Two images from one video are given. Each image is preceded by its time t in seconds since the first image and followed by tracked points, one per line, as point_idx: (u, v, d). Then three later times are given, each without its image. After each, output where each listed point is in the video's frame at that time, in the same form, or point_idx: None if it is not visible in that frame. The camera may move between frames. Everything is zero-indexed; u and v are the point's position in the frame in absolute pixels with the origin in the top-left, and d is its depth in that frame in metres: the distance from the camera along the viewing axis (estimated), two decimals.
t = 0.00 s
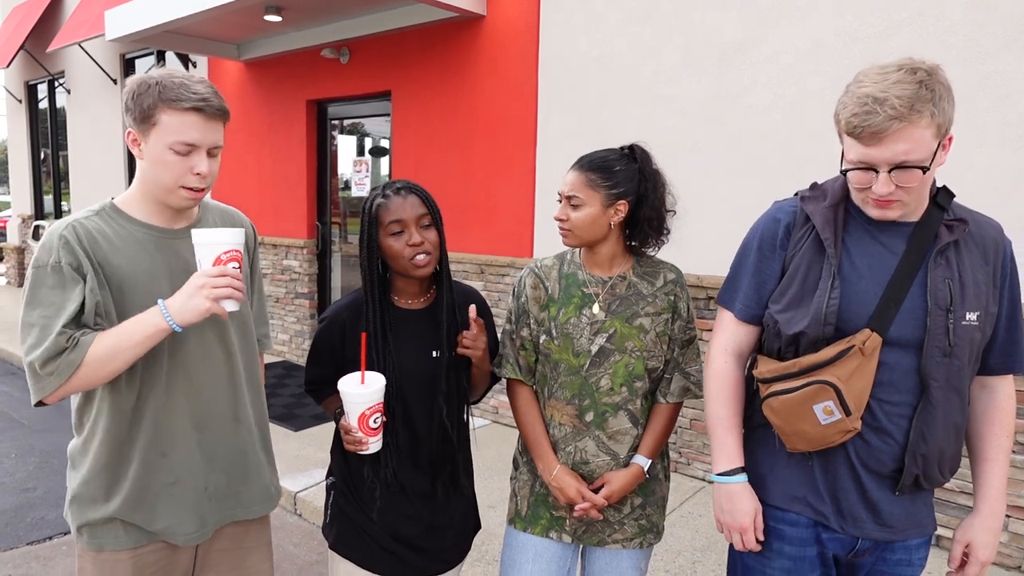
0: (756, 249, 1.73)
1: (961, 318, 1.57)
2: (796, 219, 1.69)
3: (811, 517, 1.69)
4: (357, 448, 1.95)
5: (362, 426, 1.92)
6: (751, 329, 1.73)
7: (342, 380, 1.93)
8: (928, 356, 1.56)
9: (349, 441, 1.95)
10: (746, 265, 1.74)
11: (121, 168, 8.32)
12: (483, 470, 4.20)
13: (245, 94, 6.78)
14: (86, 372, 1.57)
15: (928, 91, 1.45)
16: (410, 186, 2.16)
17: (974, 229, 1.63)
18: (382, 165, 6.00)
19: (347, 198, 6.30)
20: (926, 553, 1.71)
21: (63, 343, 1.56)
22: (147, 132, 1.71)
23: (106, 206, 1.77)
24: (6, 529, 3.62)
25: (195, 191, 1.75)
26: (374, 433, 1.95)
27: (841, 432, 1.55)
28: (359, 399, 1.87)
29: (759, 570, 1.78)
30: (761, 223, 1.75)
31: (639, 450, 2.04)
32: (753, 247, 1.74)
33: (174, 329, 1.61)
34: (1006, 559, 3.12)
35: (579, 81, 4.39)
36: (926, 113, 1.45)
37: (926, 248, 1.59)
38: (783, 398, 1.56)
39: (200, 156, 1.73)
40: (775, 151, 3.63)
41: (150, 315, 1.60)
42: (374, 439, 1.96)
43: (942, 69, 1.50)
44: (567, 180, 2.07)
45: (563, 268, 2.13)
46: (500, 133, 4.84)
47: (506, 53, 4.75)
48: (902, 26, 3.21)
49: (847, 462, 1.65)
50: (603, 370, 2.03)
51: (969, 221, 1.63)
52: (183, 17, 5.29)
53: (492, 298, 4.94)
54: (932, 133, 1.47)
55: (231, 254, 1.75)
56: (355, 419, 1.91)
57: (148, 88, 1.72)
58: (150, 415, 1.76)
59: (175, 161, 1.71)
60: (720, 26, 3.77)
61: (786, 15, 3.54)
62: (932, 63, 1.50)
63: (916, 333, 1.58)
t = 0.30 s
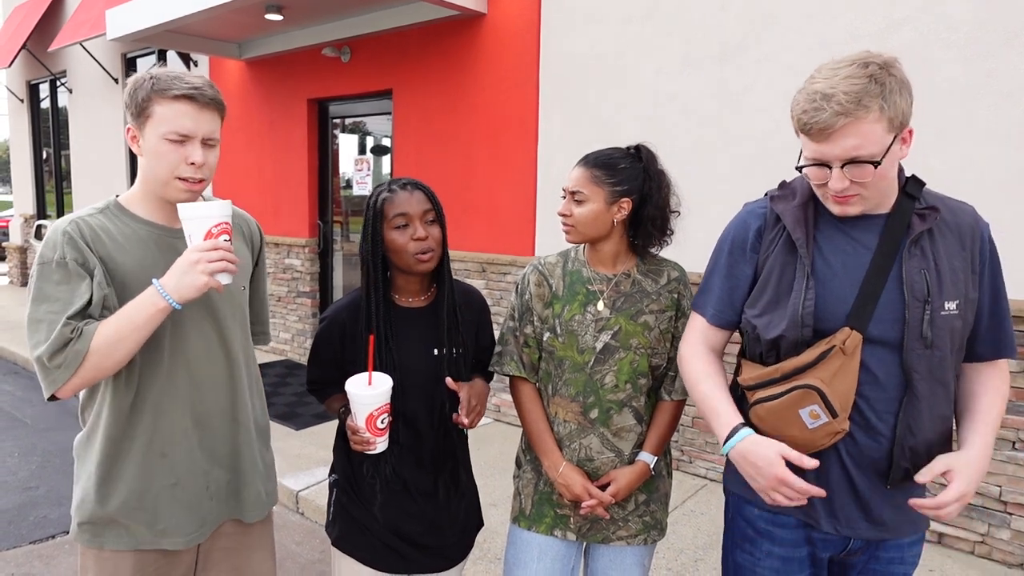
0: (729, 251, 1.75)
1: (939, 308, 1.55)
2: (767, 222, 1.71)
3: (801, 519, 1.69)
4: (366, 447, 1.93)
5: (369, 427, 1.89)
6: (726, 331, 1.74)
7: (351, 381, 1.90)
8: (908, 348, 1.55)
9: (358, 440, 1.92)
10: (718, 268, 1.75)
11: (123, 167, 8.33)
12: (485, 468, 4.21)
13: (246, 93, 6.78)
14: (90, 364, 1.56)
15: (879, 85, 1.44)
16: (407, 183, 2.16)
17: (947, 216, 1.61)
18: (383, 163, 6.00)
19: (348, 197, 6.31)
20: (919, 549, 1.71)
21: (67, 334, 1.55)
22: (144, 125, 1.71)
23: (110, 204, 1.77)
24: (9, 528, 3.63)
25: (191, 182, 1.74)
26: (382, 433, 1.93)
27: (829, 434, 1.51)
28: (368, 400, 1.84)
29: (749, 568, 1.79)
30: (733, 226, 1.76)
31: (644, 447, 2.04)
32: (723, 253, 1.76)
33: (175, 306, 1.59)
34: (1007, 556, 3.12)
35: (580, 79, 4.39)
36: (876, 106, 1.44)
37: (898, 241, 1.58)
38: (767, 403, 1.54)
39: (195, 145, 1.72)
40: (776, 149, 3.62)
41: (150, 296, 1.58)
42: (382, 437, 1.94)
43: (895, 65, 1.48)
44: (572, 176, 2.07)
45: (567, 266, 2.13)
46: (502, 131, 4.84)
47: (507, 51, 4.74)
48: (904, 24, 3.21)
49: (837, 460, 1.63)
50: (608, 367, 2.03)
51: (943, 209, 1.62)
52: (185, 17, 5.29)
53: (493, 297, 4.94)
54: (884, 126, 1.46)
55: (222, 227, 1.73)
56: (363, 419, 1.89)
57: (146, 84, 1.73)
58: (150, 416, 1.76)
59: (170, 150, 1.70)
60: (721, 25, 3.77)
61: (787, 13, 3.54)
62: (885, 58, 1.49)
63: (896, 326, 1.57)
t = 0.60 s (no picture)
0: (776, 240, 1.80)
1: (970, 300, 1.52)
2: (814, 214, 1.76)
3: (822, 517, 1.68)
4: (395, 415, 1.92)
5: (401, 393, 1.91)
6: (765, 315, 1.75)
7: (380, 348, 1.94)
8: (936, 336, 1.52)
9: (383, 411, 1.91)
10: (763, 255, 1.80)
11: (122, 170, 8.31)
12: (486, 472, 4.19)
13: (246, 95, 6.77)
14: (91, 335, 1.51)
15: (900, 68, 1.53)
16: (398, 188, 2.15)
17: (991, 216, 1.58)
18: (382, 166, 5.99)
19: (347, 200, 6.30)
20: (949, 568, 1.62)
21: (66, 307, 1.53)
22: (140, 130, 1.71)
23: (117, 206, 1.77)
24: (7, 532, 3.61)
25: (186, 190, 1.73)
26: (411, 399, 1.95)
27: (845, 415, 1.53)
28: (395, 364, 1.89)
29: (770, 568, 1.79)
30: (783, 220, 1.82)
31: (645, 454, 2.03)
32: (768, 243, 1.82)
33: (171, 267, 1.55)
34: (1011, 561, 3.10)
35: (581, 82, 4.38)
36: (884, 82, 1.53)
37: (936, 235, 1.56)
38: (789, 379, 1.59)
39: (187, 152, 1.71)
40: (778, 153, 3.61)
41: (145, 261, 1.54)
42: (410, 406, 1.95)
43: (935, 64, 1.54)
44: (566, 180, 2.07)
45: (568, 271, 2.11)
46: (502, 134, 4.84)
47: (508, 54, 4.74)
48: (907, 27, 3.20)
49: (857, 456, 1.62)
50: (606, 372, 2.02)
51: (988, 211, 1.58)
52: (185, 19, 5.29)
53: (494, 300, 4.92)
54: (891, 106, 1.52)
55: (212, 195, 1.64)
56: (396, 384, 1.90)
57: (145, 86, 1.71)
58: (158, 417, 1.74)
59: (163, 157, 1.69)
60: (723, 28, 3.76)
61: (790, 16, 3.53)
62: (931, 58, 1.55)
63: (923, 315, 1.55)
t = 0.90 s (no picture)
0: (786, 236, 1.80)
1: (977, 306, 1.52)
2: (825, 211, 1.76)
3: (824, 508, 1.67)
4: (401, 412, 1.91)
5: (405, 389, 1.92)
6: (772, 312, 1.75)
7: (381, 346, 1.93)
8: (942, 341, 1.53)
9: (388, 408, 1.91)
10: (771, 251, 1.80)
11: (123, 170, 8.31)
12: (488, 472, 4.18)
13: (247, 95, 6.78)
14: (100, 325, 1.51)
15: (921, 68, 1.53)
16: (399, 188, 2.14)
17: (1004, 220, 1.57)
18: (383, 166, 5.99)
19: (348, 200, 6.29)
20: (947, 566, 1.62)
21: (75, 297, 1.52)
22: (149, 132, 1.70)
23: (119, 205, 1.78)
24: (8, 532, 3.60)
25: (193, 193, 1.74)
26: (415, 396, 1.95)
27: (846, 415, 1.53)
28: (396, 362, 1.88)
29: (771, 561, 1.77)
30: (794, 216, 1.81)
31: (646, 454, 2.02)
32: (777, 240, 1.81)
33: (180, 254, 1.56)
34: (1013, 562, 3.10)
35: (583, 82, 4.38)
36: (902, 81, 1.53)
37: (947, 238, 1.55)
38: (791, 377, 1.59)
39: (196, 157, 1.71)
40: (780, 153, 3.61)
41: (154, 249, 1.54)
42: (414, 402, 1.95)
43: (955, 65, 1.53)
44: (566, 182, 2.06)
45: (571, 270, 2.11)
46: (503, 134, 4.84)
47: (509, 54, 4.74)
48: (910, 27, 3.20)
49: (858, 455, 1.62)
50: (609, 371, 2.02)
51: (1001, 216, 1.58)
52: (187, 19, 5.29)
53: (495, 300, 4.92)
54: (908, 105, 1.51)
55: (220, 188, 1.64)
56: (399, 382, 1.91)
57: (155, 87, 1.71)
58: (162, 414, 1.74)
59: (172, 161, 1.70)
60: (725, 28, 3.76)
61: (793, 16, 3.53)
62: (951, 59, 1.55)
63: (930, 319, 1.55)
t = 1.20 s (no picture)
0: (782, 238, 1.80)
1: (975, 304, 1.52)
2: (821, 213, 1.76)
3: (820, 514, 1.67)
4: (404, 411, 1.91)
5: (407, 388, 1.92)
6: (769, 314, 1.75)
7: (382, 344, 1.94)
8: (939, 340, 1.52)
9: (390, 407, 1.91)
10: (768, 252, 1.80)
11: (125, 171, 8.32)
12: (489, 473, 4.18)
13: (248, 96, 6.79)
14: (97, 322, 1.51)
15: (914, 69, 1.53)
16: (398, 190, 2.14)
17: (1000, 219, 1.57)
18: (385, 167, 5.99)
19: (350, 201, 6.29)
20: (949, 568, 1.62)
21: (73, 293, 1.53)
22: (151, 134, 1.71)
23: (121, 205, 1.78)
24: (10, 533, 3.61)
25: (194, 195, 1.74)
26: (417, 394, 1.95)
27: (846, 416, 1.53)
28: (397, 360, 1.89)
29: (768, 564, 1.78)
30: (790, 218, 1.82)
31: (648, 454, 2.02)
32: (773, 242, 1.81)
33: (177, 249, 1.56)
34: (1015, 563, 3.09)
35: (584, 83, 4.38)
36: (896, 82, 1.53)
37: (944, 237, 1.55)
38: (790, 378, 1.59)
39: (198, 158, 1.72)
40: (781, 153, 3.61)
41: (151, 245, 1.54)
42: (417, 400, 1.95)
43: (949, 66, 1.53)
44: (569, 183, 2.06)
45: (572, 271, 2.11)
46: (504, 135, 4.84)
47: (510, 55, 4.74)
48: (911, 28, 3.20)
49: (858, 456, 1.62)
50: (611, 372, 2.02)
51: (997, 214, 1.57)
52: (188, 20, 5.30)
53: (496, 301, 4.92)
54: (902, 106, 1.52)
55: (220, 186, 1.64)
56: (400, 380, 1.91)
57: (157, 89, 1.71)
58: (162, 413, 1.74)
59: (174, 163, 1.70)
60: (726, 28, 3.76)
61: (793, 16, 3.53)
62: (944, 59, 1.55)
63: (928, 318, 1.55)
